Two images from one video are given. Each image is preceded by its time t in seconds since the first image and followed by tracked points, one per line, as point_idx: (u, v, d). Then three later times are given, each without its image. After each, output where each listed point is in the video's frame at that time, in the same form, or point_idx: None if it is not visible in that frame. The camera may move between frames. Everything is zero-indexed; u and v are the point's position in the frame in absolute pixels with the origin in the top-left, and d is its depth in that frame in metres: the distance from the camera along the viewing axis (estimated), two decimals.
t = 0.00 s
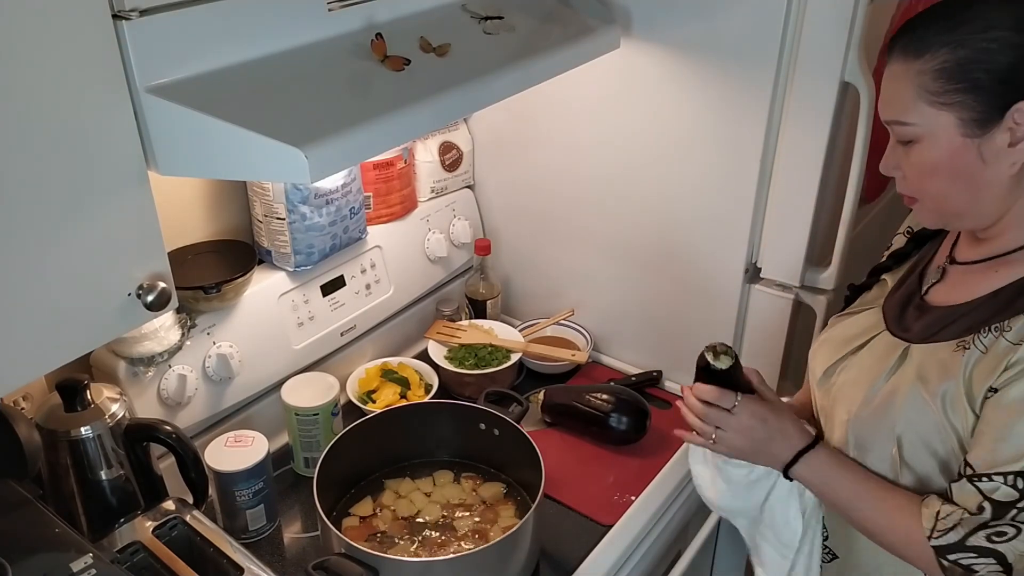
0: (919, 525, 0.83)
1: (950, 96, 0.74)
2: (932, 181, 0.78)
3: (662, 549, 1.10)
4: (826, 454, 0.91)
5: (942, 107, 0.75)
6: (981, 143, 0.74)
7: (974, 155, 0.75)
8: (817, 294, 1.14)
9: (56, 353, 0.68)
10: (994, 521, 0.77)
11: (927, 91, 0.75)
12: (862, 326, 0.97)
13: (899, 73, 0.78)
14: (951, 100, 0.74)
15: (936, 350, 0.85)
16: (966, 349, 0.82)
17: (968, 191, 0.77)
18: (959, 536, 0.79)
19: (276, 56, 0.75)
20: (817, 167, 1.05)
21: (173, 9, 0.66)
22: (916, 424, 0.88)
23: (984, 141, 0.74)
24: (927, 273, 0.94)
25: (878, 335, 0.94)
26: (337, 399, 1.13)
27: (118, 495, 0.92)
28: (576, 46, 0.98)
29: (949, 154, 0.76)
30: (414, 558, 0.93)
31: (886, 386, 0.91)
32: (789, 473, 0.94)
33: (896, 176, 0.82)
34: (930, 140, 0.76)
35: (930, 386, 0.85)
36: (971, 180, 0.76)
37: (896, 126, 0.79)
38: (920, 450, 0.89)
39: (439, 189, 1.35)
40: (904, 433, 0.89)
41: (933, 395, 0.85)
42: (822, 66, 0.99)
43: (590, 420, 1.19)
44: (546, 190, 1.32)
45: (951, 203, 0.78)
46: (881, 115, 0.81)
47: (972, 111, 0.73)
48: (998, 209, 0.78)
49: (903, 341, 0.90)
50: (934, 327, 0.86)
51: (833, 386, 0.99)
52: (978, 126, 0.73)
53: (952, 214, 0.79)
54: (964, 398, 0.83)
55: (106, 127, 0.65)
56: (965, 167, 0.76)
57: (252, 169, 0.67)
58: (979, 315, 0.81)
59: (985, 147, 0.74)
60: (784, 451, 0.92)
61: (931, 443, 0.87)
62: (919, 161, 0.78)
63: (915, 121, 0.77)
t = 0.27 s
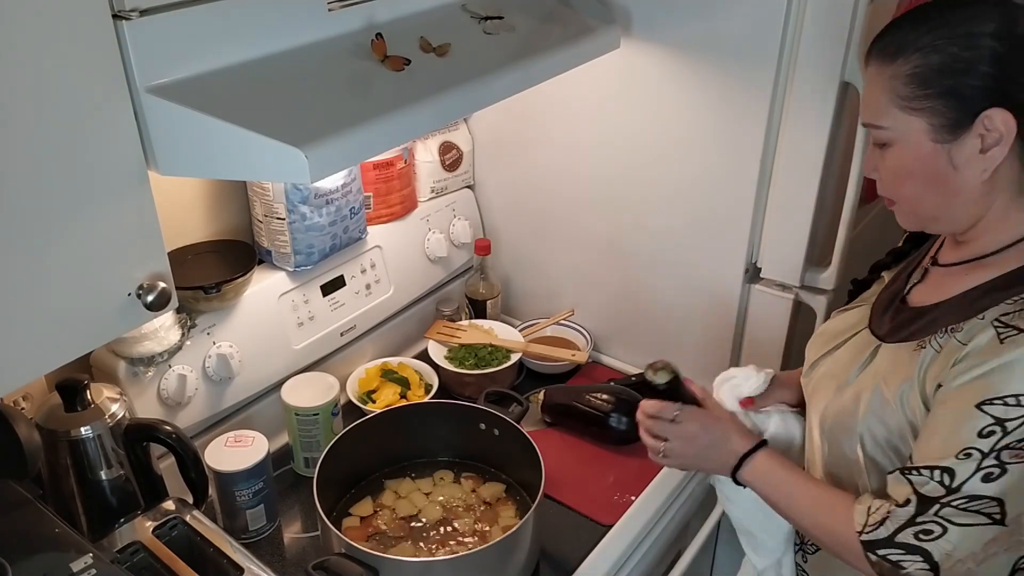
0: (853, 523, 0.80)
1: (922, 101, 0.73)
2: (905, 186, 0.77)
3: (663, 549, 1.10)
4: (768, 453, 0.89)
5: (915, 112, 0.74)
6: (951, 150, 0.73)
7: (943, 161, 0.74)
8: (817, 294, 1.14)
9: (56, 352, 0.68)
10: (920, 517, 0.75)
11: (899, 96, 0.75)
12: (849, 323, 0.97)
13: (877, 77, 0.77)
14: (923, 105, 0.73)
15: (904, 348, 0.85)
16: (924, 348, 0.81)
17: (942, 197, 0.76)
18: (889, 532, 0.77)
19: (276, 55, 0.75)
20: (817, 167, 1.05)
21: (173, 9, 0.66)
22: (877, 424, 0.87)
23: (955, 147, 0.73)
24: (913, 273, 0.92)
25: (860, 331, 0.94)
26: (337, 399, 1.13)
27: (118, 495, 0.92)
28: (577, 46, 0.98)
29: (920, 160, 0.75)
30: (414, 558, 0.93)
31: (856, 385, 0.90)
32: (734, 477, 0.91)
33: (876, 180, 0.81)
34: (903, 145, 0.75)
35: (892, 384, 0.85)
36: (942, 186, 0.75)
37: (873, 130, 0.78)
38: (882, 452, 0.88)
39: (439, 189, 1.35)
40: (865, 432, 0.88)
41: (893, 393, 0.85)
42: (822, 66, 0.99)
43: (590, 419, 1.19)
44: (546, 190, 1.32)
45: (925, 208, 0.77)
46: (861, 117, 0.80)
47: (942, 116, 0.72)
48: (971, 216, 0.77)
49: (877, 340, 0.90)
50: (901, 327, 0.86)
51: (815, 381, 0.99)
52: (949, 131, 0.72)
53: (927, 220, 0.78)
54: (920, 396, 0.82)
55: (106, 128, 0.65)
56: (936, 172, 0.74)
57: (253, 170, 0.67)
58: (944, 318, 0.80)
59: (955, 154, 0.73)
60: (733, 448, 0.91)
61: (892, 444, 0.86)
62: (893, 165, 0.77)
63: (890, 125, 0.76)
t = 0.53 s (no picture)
0: (746, 478, 0.83)
1: (885, 107, 0.73)
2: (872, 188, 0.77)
3: (663, 549, 1.09)
4: (677, 435, 0.95)
5: (879, 117, 0.74)
6: (914, 155, 0.73)
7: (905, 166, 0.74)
8: (817, 294, 1.14)
9: (56, 352, 0.68)
10: (804, 476, 0.77)
11: (864, 100, 0.74)
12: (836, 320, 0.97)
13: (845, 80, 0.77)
14: (887, 111, 0.73)
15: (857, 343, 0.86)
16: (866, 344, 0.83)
17: (904, 200, 0.76)
18: (776, 486, 0.79)
19: (277, 55, 0.75)
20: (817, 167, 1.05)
21: (173, 9, 0.66)
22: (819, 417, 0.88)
23: (917, 153, 0.73)
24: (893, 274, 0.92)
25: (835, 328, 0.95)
26: (337, 399, 1.13)
27: (118, 496, 0.92)
28: (576, 46, 0.98)
29: (885, 164, 0.75)
30: (414, 558, 0.93)
31: (812, 380, 0.92)
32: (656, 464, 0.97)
33: (846, 179, 0.82)
34: (868, 148, 0.76)
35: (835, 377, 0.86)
36: (906, 190, 0.75)
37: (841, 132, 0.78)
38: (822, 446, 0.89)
39: (439, 189, 1.35)
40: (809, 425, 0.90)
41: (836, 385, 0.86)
42: (822, 66, 0.99)
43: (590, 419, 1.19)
44: (546, 190, 1.32)
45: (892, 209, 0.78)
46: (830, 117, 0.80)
47: (905, 123, 0.72)
48: (934, 219, 0.77)
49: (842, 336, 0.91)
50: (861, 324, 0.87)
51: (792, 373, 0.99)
52: (912, 137, 0.73)
53: (893, 221, 0.79)
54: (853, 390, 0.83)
55: (106, 128, 0.65)
56: (899, 176, 0.75)
57: (254, 169, 0.67)
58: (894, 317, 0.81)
59: (917, 159, 0.74)
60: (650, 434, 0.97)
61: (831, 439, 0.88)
62: (859, 168, 0.77)
63: (855, 129, 0.76)
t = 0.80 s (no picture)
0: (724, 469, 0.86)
1: (852, 103, 0.76)
2: (843, 181, 0.80)
3: (663, 549, 1.09)
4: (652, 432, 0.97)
5: (846, 113, 0.76)
6: (880, 149, 0.76)
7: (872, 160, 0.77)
8: (817, 294, 1.14)
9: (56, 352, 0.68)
10: (773, 459, 0.79)
11: (832, 98, 0.77)
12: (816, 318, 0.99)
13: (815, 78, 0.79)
14: (853, 108, 0.76)
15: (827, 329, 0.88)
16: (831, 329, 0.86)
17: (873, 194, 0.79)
18: (749, 470, 0.82)
19: (277, 55, 0.75)
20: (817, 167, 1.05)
21: (172, 9, 0.66)
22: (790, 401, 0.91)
23: (882, 147, 0.76)
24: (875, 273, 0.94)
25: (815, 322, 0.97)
26: (337, 399, 1.13)
27: (118, 495, 0.92)
28: (576, 46, 0.98)
29: (852, 159, 0.78)
30: (414, 558, 0.93)
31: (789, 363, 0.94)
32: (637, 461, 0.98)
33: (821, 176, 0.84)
34: (837, 144, 0.78)
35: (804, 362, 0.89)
36: (874, 183, 0.78)
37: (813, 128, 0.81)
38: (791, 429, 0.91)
39: (439, 189, 1.35)
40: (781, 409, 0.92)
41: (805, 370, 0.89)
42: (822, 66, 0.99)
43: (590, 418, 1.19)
44: (546, 190, 1.32)
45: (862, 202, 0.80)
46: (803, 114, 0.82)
47: (871, 117, 0.75)
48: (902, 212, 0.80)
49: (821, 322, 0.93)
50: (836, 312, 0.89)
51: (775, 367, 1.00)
52: (877, 132, 0.75)
53: (864, 214, 0.82)
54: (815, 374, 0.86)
55: (106, 128, 0.65)
56: (865, 170, 0.78)
57: (254, 170, 0.67)
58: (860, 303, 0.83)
59: (883, 154, 0.76)
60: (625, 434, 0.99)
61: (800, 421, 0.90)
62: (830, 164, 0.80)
63: (825, 125, 0.79)
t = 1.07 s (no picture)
0: (824, 552, 0.80)
1: (838, 97, 0.77)
2: (832, 175, 0.80)
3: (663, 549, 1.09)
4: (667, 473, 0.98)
5: (832, 107, 0.77)
6: (868, 140, 0.77)
7: (860, 151, 0.77)
8: (817, 294, 1.14)
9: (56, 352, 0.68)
10: (871, 525, 0.75)
11: (817, 93, 0.78)
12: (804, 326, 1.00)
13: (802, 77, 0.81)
14: (839, 101, 0.77)
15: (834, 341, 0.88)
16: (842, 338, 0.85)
17: (864, 186, 0.80)
18: (853, 548, 0.77)
19: (277, 55, 0.75)
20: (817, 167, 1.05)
21: (172, 9, 0.66)
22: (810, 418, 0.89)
23: (871, 138, 0.76)
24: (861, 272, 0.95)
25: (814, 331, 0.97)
26: (337, 399, 1.13)
27: (118, 496, 0.92)
28: (577, 46, 0.98)
29: (841, 152, 0.78)
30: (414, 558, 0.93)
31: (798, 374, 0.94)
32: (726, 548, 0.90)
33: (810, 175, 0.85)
34: (825, 138, 0.79)
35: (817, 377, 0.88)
36: (864, 175, 0.79)
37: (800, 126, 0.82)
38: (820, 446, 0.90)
39: (439, 189, 1.35)
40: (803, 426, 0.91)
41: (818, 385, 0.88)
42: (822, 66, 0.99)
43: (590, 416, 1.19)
44: (546, 190, 1.32)
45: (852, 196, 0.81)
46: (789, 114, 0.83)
47: (858, 110, 0.76)
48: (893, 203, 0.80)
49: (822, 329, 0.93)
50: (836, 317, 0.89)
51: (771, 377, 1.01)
52: (865, 124, 0.76)
53: (855, 208, 0.82)
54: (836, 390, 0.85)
55: (106, 128, 0.65)
56: (855, 163, 0.78)
57: (254, 170, 0.67)
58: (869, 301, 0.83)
59: (871, 145, 0.77)
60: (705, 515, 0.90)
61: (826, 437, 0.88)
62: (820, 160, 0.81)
63: (812, 121, 0.80)
